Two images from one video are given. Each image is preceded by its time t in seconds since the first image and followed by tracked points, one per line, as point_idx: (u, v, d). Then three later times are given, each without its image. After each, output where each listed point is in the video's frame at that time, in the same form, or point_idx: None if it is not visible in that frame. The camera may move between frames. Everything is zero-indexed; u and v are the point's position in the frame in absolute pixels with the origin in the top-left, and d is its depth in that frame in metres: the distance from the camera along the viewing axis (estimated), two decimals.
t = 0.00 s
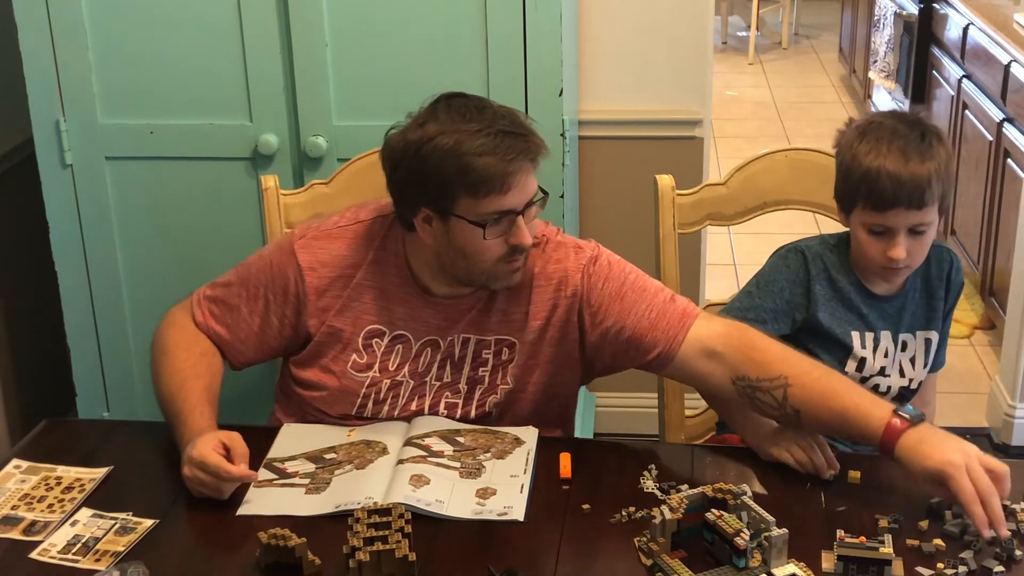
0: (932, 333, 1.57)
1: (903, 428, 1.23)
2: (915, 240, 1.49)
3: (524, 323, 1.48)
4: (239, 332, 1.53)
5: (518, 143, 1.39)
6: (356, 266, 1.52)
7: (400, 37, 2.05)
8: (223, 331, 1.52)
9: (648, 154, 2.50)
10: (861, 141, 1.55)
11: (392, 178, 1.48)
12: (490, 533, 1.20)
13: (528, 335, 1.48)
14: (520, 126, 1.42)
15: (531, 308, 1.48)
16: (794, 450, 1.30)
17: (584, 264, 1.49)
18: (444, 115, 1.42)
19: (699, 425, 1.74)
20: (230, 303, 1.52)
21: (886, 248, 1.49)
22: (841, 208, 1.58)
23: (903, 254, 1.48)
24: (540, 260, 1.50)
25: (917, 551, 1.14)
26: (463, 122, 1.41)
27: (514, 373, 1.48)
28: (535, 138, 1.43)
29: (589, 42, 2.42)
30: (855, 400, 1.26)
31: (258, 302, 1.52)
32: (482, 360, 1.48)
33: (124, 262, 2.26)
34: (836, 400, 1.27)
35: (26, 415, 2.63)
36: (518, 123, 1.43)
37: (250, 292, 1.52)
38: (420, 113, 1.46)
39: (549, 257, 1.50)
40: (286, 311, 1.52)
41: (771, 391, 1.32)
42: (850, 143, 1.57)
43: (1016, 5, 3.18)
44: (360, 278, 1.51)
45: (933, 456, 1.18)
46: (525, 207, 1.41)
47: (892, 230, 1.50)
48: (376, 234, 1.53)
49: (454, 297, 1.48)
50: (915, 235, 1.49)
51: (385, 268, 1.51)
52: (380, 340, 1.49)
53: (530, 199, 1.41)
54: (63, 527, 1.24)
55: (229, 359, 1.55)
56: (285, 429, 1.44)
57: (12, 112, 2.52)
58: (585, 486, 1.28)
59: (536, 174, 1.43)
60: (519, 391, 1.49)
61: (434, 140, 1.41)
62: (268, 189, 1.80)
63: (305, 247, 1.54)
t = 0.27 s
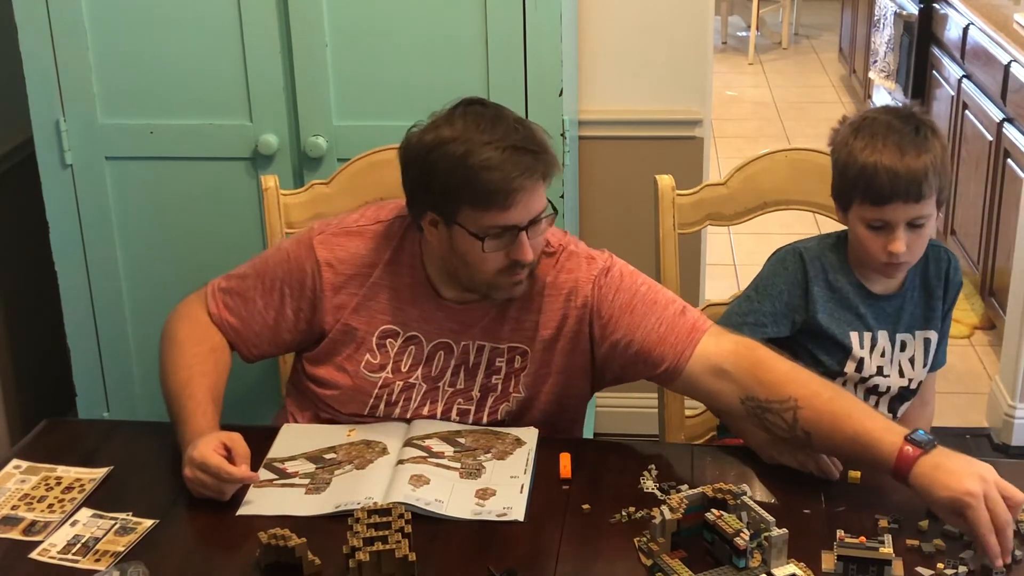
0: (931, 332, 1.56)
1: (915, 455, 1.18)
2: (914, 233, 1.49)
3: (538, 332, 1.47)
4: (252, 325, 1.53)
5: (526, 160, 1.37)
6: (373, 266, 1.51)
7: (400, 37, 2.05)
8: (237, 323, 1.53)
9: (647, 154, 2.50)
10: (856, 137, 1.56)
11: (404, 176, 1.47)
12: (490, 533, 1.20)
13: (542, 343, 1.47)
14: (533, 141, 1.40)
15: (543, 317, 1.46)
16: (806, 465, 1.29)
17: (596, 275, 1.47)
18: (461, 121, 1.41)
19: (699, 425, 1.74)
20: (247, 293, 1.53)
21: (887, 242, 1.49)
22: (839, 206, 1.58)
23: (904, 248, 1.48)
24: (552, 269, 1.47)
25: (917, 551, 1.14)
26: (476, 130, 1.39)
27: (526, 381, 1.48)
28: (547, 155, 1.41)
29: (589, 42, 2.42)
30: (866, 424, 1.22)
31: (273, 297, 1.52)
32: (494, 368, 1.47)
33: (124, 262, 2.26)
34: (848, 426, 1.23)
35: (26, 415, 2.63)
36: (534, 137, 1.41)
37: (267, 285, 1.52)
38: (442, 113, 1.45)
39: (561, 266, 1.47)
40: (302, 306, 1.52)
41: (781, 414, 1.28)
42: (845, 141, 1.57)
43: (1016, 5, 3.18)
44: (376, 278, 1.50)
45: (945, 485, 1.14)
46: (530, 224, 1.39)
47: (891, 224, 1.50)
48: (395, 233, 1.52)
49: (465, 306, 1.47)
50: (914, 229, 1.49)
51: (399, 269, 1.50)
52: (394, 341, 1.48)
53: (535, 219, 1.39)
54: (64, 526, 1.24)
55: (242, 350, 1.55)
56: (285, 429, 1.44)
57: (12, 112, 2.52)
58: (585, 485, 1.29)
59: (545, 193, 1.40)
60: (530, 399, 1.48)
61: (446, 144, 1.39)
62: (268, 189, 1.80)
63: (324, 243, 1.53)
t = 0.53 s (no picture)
0: (922, 332, 1.57)
1: (922, 465, 1.17)
2: (904, 239, 1.50)
3: (547, 337, 1.46)
4: (262, 319, 1.53)
5: (527, 178, 1.34)
6: (384, 267, 1.50)
7: (400, 37, 2.05)
8: (247, 317, 1.53)
9: (647, 155, 2.50)
10: (843, 146, 1.55)
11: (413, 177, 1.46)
12: (490, 533, 1.20)
13: (551, 349, 1.46)
14: (537, 158, 1.37)
15: (553, 323, 1.46)
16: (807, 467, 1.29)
17: (605, 282, 1.46)
18: (475, 131, 1.38)
19: (699, 425, 1.74)
20: (259, 285, 1.52)
21: (877, 250, 1.49)
22: (829, 213, 1.57)
23: (893, 256, 1.48)
24: (561, 274, 1.46)
25: (917, 552, 1.14)
26: (483, 143, 1.37)
27: (532, 387, 1.47)
28: (550, 174, 1.38)
29: (589, 43, 2.42)
30: (871, 434, 1.22)
31: (284, 292, 1.52)
32: (502, 373, 1.46)
33: (124, 262, 2.26)
34: (854, 434, 1.23)
35: (25, 415, 2.63)
36: (541, 154, 1.38)
37: (279, 279, 1.52)
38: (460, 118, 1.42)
39: (571, 272, 1.46)
40: (313, 303, 1.52)
41: (788, 423, 1.28)
42: (831, 150, 1.57)
43: (1016, 5, 3.18)
44: (388, 280, 1.49)
45: (950, 501, 1.13)
46: (531, 240, 1.37)
47: (881, 232, 1.50)
48: (407, 234, 1.51)
49: (473, 313, 1.46)
50: (903, 235, 1.50)
51: (410, 270, 1.49)
52: (402, 342, 1.48)
53: (537, 235, 1.37)
54: (63, 526, 1.24)
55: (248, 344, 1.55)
56: (285, 429, 1.44)
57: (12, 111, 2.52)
58: (584, 486, 1.29)
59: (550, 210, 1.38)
60: (536, 405, 1.48)
61: (454, 151, 1.38)
62: (268, 189, 1.80)
63: (339, 241, 1.53)
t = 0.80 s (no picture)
0: (917, 327, 1.55)
1: (923, 460, 1.18)
2: (893, 224, 1.50)
3: (550, 336, 1.46)
4: (268, 316, 1.52)
5: (485, 210, 1.28)
6: (388, 265, 1.49)
7: (400, 37, 2.05)
8: (252, 314, 1.52)
9: (647, 155, 2.50)
10: (827, 135, 1.56)
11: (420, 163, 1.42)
12: (490, 533, 1.20)
13: (554, 347, 1.46)
14: (503, 197, 1.29)
15: (557, 322, 1.46)
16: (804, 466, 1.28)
17: (608, 280, 1.45)
18: (479, 143, 1.31)
19: (699, 425, 1.73)
20: (263, 280, 1.52)
21: (868, 236, 1.49)
22: (818, 203, 1.57)
23: (886, 240, 1.48)
24: (564, 272, 1.46)
25: (917, 552, 1.14)
26: (472, 159, 1.29)
27: (535, 386, 1.47)
28: (512, 213, 1.31)
29: (589, 42, 2.42)
30: (870, 429, 1.22)
31: (292, 288, 1.52)
32: (505, 372, 1.46)
33: (124, 262, 2.26)
34: (853, 431, 1.23)
35: (25, 415, 2.63)
36: (514, 197, 1.30)
37: (284, 275, 1.52)
38: (480, 119, 1.35)
39: (575, 271, 1.46)
40: (318, 299, 1.52)
41: (789, 416, 1.27)
42: (816, 139, 1.57)
43: (1016, 5, 3.18)
44: (391, 278, 1.48)
45: (948, 493, 1.14)
46: (479, 263, 1.33)
47: (870, 216, 1.50)
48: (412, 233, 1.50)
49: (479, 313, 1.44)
50: (892, 219, 1.50)
51: (413, 269, 1.48)
52: (406, 339, 1.47)
53: (478, 257, 1.32)
54: (64, 526, 1.24)
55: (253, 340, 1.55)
56: (285, 429, 1.44)
57: (12, 111, 2.52)
58: (584, 485, 1.29)
59: (503, 242, 1.32)
60: (539, 403, 1.48)
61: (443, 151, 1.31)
62: (268, 189, 1.80)
63: (346, 238, 1.52)
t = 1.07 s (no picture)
0: (910, 327, 1.55)
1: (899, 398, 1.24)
2: (889, 222, 1.50)
3: (542, 319, 1.46)
4: (260, 317, 1.52)
5: (444, 211, 1.29)
6: (377, 255, 1.50)
7: (401, 37, 2.05)
8: (244, 317, 1.52)
9: (647, 154, 2.50)
10: (823, 134, 1.56)
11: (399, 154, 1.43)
12: (490, 533, 1.20)
13: (547, 331, 1.46)
14: (461, 197, 1.29)
15: (547, 304, 1.46)
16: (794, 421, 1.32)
17: (594, 261, 1.46)
18: (445, 142, 1.31)
19: (698, 425, 1.74)
20: (252, 283, 1.52)
21: (864, 233, 1.49)
22: (813, 201, 1.57)
23: (881, 237, 1.48)
24: (552, 256, 1.47)
25: (917, 552, 1.14)
26: (436, 160, 1.29)
27: (532, 370, 1.46)
28: (473, 213, 1.31)
29: (589, 42, 2.42)
30: (843, 378, 1.27)
31: (282, 287, 1.52)
32: (500, 357, 1.46)
33: (124, 262, 2.26)
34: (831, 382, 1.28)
35: (25, 416, 2.63)
36: (475, 195, 1.30)
37: (273, 274, 1.52)
38: (448, 115, 1.34)
39: (562, 253, 1.47)
40: (309, 295, 1.52)
41: (771, 374, 1.31)
42: (811, 137, 1.58)
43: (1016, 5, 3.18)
44: (380, 268, 1.49)
45: (923, 417, 1.19)
46: (451, 257, 1.35)
47: (866, 214, 1.50)
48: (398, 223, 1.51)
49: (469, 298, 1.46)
50: (887, 219, 1.50)
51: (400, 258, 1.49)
52: (400, 329, 1.48)
53: (445, 253, 1.34)
54: (64, 526, 1.24)
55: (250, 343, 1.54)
56: (285, 429, 1.44)
57: (11, 111, 2.52)
58: (584, 485, 1.28)
59: (469, 238, 1.33)
60: (538, 388, 1.47)
61: (408, 148, 1.32)
62: (268, 189, 1.80)
63: (333, 232, 1.53)
